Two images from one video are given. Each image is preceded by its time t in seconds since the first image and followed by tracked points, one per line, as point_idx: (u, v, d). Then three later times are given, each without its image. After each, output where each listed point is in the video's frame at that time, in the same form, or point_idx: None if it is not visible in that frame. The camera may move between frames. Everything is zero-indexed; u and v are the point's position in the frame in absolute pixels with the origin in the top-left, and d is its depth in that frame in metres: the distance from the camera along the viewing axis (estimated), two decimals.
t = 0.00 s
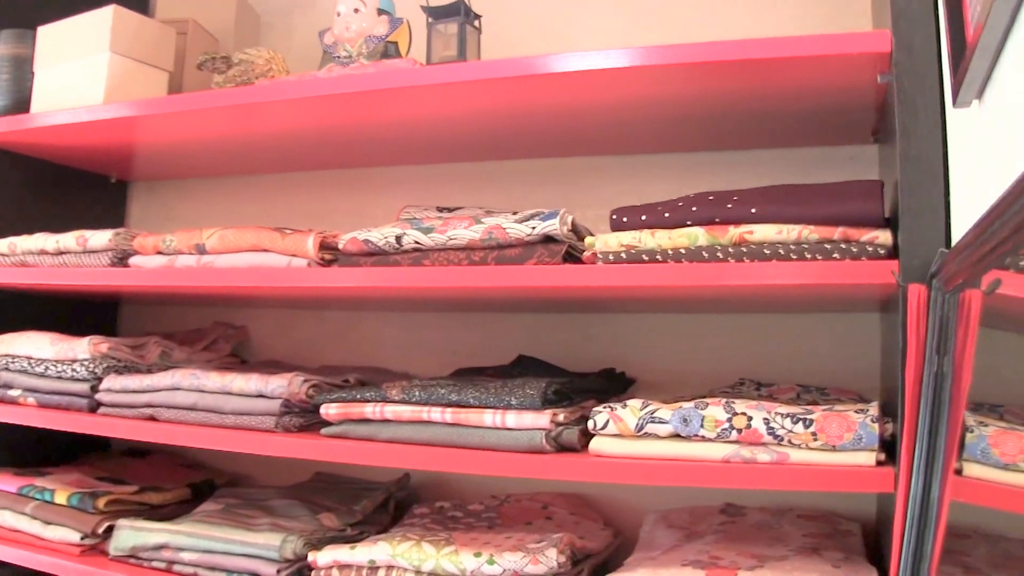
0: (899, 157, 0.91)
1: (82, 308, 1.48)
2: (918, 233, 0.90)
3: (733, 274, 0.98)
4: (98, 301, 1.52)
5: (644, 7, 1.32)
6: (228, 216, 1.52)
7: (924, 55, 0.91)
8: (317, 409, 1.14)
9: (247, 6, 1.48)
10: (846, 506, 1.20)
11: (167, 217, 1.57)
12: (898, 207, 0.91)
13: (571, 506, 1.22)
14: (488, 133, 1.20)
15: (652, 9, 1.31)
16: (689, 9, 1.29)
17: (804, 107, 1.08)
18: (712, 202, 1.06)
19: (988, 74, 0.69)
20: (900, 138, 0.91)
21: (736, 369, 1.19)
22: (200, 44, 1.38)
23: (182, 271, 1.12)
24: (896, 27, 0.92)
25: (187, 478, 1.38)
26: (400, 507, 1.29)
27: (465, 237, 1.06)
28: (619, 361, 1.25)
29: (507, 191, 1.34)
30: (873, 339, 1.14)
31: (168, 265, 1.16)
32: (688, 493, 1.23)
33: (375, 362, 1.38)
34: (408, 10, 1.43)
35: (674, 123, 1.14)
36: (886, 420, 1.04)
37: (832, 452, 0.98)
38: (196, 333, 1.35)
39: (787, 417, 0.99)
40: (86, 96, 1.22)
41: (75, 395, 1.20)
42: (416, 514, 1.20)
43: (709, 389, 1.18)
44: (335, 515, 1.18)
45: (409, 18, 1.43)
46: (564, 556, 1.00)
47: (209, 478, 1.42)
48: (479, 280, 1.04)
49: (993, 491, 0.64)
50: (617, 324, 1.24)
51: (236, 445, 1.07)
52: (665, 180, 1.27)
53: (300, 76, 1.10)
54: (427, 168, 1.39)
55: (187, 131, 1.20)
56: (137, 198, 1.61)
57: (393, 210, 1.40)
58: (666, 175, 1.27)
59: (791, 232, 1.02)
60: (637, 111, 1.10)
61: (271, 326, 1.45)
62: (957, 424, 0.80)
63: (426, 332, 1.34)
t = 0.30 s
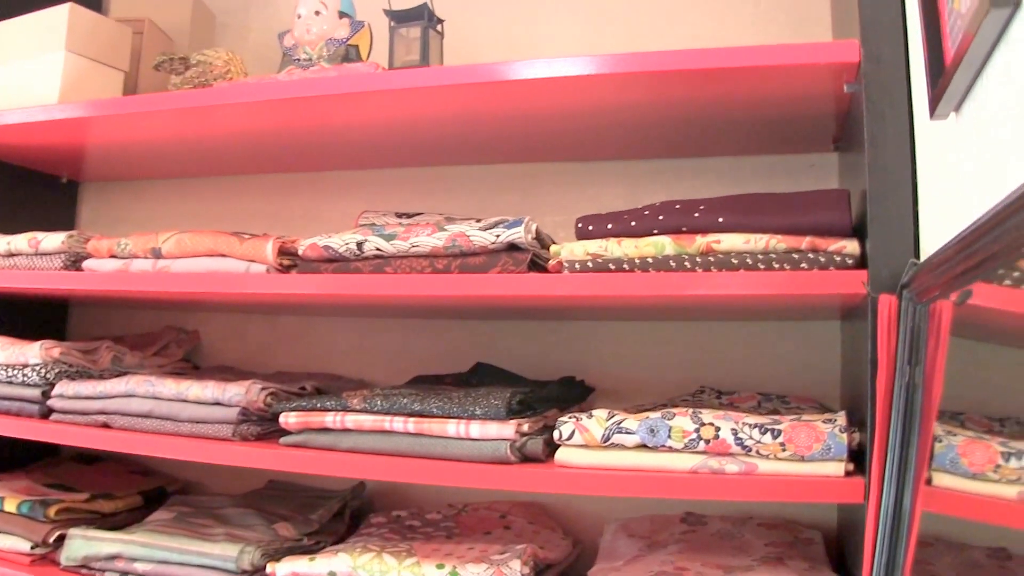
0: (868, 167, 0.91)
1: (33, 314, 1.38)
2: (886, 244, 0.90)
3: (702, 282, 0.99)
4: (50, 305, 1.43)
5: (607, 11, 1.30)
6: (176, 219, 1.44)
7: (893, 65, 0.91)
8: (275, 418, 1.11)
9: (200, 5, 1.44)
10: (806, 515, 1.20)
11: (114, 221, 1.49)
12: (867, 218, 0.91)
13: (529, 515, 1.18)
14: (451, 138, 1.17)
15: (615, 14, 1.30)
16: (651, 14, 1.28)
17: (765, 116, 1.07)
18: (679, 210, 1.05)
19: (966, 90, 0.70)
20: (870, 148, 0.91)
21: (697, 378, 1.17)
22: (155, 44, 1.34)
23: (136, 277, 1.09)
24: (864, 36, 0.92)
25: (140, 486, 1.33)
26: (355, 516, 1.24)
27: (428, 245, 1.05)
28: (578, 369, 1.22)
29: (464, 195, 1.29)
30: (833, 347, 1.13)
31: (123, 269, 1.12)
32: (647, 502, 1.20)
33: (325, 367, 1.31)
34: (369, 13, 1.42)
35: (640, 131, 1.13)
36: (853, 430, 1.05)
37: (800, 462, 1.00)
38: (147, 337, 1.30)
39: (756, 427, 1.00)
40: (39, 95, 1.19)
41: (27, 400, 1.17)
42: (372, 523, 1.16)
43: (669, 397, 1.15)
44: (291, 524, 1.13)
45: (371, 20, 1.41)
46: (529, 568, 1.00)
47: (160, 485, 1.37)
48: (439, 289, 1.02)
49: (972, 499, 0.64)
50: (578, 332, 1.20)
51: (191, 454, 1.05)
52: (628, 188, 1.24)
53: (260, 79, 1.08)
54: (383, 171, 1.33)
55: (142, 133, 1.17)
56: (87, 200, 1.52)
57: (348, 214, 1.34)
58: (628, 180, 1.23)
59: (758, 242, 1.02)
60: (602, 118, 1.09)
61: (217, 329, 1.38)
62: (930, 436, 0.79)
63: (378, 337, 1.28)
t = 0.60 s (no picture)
0: (844, 179, 0.91)
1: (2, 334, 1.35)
2: (863, 257, 0.91)
3: (678, 297, 1.00)
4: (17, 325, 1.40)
5: (576, 26, 1.30)
6: (146, 236, 1.42)
7: (867, 77, 0.90)
8: (248, 437, 1.10)
9: (168, 21, 1.43)
10: (782, 529, 1.19)
11: (83, 240, 1.47)
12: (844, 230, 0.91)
13: (504, 531, 1.17)
14: (424, 154, 1.16)
15: (586, 27, 1.30)
16: (621, 28, 1.28)
17: (737, 129, 1.07)
18: (654, 224, 1.05)
19: (949, 100, 0.69)
20: (845, 160, 0.91)
21: (671, 393, 1.16)
22: (122, 59, 1.33)
23: (105, 297, 1.07)
24: (838, 48, 0.92)
25: (112, 506, 1.31)
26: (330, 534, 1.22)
27: (401, 261, 1.04)
28: (550, 385, 1.21)
29: (436, 210, 1.28)
30: (804, 360, 1.13)
31: (92, 288, 1.11)
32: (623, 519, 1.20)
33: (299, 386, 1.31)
34: (340, 28, 1.42)
35: (612, 145, 1.13)
36: (832, 443, 1.05)
37: (778, 476, 1.01)
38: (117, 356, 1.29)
39: (733, 442, 1.01)
40: (6, 111, 1.17)
41: None
42: (346, 541, 1.15)
43: (642, 412, 1.14)
44: (265, 543, 1.11)
45: (342, 35, 1.41)
46: None
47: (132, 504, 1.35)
48: (410, 305, 1.02)
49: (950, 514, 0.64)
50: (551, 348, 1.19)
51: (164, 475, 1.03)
52: (600, 202, 1.22)
53: (228, 95, 1.08)
54: (355, 186, 1.32)
55: (110, 150, 1.15)
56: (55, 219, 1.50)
57: (320, 230, 1.32)
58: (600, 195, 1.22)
59: (734, 256, 1.02)
60: (575, 132, 1.08)
61: (189, 347, 1.36)
62: (911, 448, 0.79)
63: (346, 354, 1.27)
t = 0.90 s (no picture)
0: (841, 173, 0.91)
1: None
2: (860, 251, 0.90)
3: (674, 290, 1.01)
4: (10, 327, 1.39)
5: (569, 19, 1.29)
6: (137, 235, 1.41)
7: (865, 69, 0.90)
8: (242, 432, 1.10)
9: (156, 18, 1.43)
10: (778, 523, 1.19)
11: (74, 239, 1.46)
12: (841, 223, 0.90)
13: (499, 525, 1.17)
14: (417, 149, 1.15)
15: (578, 21, 1.29)
16: (614, 20, 1.27)
17: (731, 121, 1.07)
18: (649, 217, 1.06)
19: (951, 89, 0.69)
20: (842, 153, 0.91)
21: (666, 387, 1.14)
22: (111, 56, 1.32)
23: (97, 294, 1.07)
24: (836, 40, 0.91)
25: (106, 504, 1.31)
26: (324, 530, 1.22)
27: (394, 254, 1.04)
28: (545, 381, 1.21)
29: (429, 205, 1.27)
30: (799, 354, 1.12)
31: (84, 286, 1.10)
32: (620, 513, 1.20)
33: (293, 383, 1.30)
34: (331, 23, 1.41)
35: (605, 139, 1.12)
36: (828, 437, 1.05)
37: (775, 469, 1.01)
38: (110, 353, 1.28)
39: (729, 435, 1.01)
40: None
41: None
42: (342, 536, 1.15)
43: (637, 406, 1.13)
44: (260, 539, 1.11)
45: (332, 30, 1.41)
46: None
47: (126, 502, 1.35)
48: (404, 300, 1.01)
49: (949, 505, 0.64)
50: (543, 343, 1.17)
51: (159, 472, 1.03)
52: (593, 195, 1.22)
53: (219, 89, 1.07)
54: (347, 182, 1.31)
55: (101, 147, 1.14)
56: (45, 217, 1.48)
57: (311, 227, 1.32)
58: (592, 189, 1.22)
59: (730, 248, 1.03)
60: (568, 124, 1.07)
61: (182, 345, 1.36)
62: (908, 440, 0.79)
63: (339, 351, 1.26)
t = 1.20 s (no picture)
0: (890, 138, 0.90)
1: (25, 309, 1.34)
2: (910, 217, 0.89)
3: (722, 256, 0.97)
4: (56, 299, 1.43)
5: None
6: (176, 209, 1.42)
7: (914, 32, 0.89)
8: (288, 403, 1.10)
9: None
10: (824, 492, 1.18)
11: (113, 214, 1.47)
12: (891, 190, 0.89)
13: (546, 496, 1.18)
14: (458, 119, 1.15)
15: None
16: None
17: (775, 87, 1.05)
18: (695, 183, 1.03)
19: (1005, 47, 0.66)
20: (891, 119, 0.89)
21: (712, 357, 1.13)
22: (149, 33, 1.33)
23: (142, 267, 1.07)
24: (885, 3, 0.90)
25: (151, 477, 1.33)
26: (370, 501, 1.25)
27: (439, 224, 1.03)
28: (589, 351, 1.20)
29: (471, 174, 1.26)
30: (848, 323, 1.10)
31: (128, 259, 1.10)
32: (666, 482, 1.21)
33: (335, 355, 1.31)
34: None
35: (649, 107, 1.11)
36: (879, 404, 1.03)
37: (824, 437, 1.00)
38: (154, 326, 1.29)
39: (780, 403, 1.00)
40: (35, 86, 1.16)
41: (35, 394, 1.15)
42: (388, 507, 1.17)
43: (682, 376, 1.12)
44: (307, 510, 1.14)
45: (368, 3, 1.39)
46: (550, 548, 1.01)
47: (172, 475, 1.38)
48: (450, 269, 1.01)
49: (1002, 476, 0.63)
50: (588, 312, 1.17)
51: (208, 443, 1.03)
52: (636, 163, 1.21)
53: (259, 61, 1.06)
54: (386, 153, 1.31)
55: (140, 122, 1.14)
56: (86, 192, 1.49)
57: (352, 198, 1.32)
58: (635, 157, 1.21)
59: (780, 214, 1.00)
60: (610, 92, 1.06)
61: (219, 325, 1.37)
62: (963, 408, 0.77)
63: (381, 322, 1.26)
